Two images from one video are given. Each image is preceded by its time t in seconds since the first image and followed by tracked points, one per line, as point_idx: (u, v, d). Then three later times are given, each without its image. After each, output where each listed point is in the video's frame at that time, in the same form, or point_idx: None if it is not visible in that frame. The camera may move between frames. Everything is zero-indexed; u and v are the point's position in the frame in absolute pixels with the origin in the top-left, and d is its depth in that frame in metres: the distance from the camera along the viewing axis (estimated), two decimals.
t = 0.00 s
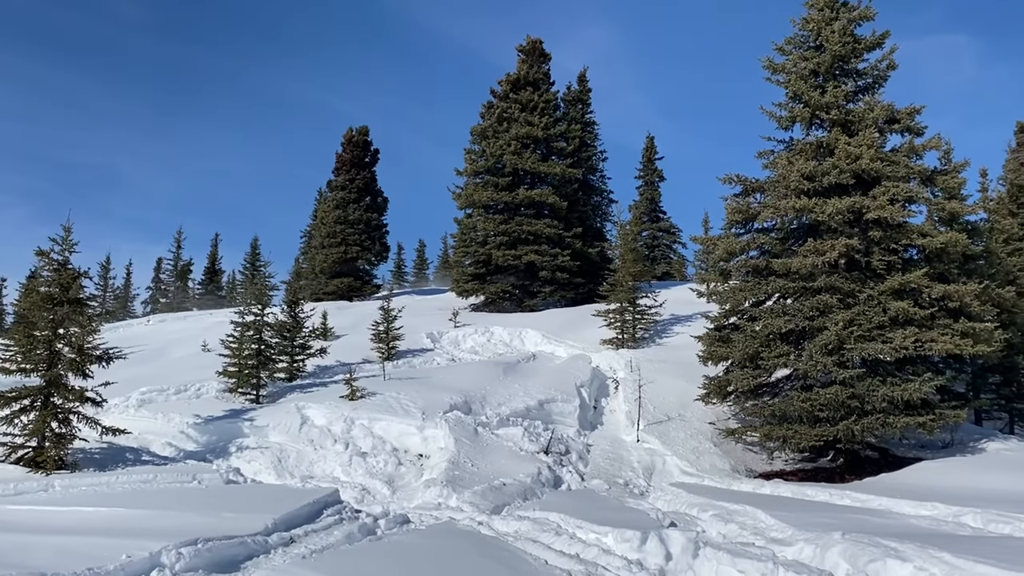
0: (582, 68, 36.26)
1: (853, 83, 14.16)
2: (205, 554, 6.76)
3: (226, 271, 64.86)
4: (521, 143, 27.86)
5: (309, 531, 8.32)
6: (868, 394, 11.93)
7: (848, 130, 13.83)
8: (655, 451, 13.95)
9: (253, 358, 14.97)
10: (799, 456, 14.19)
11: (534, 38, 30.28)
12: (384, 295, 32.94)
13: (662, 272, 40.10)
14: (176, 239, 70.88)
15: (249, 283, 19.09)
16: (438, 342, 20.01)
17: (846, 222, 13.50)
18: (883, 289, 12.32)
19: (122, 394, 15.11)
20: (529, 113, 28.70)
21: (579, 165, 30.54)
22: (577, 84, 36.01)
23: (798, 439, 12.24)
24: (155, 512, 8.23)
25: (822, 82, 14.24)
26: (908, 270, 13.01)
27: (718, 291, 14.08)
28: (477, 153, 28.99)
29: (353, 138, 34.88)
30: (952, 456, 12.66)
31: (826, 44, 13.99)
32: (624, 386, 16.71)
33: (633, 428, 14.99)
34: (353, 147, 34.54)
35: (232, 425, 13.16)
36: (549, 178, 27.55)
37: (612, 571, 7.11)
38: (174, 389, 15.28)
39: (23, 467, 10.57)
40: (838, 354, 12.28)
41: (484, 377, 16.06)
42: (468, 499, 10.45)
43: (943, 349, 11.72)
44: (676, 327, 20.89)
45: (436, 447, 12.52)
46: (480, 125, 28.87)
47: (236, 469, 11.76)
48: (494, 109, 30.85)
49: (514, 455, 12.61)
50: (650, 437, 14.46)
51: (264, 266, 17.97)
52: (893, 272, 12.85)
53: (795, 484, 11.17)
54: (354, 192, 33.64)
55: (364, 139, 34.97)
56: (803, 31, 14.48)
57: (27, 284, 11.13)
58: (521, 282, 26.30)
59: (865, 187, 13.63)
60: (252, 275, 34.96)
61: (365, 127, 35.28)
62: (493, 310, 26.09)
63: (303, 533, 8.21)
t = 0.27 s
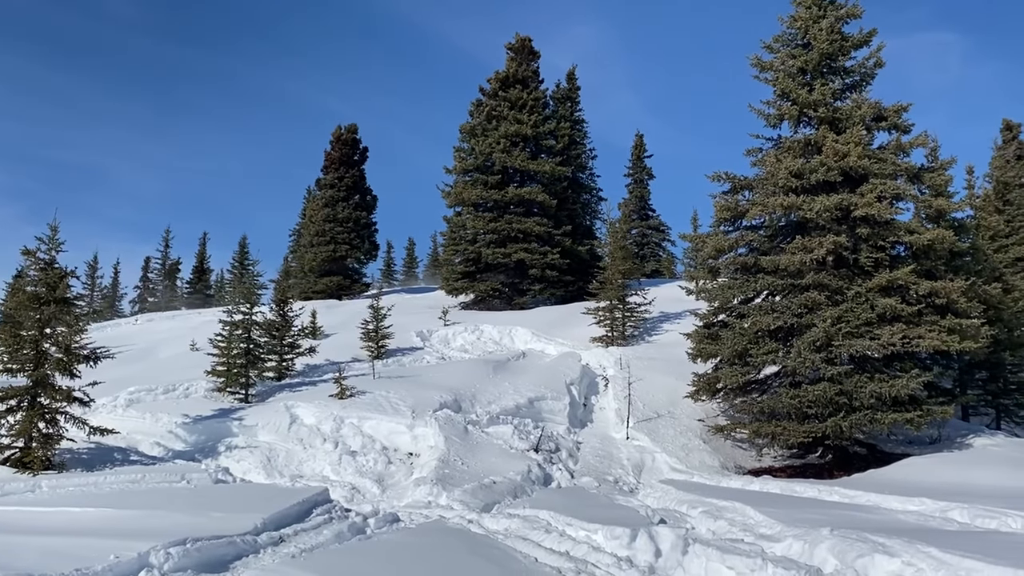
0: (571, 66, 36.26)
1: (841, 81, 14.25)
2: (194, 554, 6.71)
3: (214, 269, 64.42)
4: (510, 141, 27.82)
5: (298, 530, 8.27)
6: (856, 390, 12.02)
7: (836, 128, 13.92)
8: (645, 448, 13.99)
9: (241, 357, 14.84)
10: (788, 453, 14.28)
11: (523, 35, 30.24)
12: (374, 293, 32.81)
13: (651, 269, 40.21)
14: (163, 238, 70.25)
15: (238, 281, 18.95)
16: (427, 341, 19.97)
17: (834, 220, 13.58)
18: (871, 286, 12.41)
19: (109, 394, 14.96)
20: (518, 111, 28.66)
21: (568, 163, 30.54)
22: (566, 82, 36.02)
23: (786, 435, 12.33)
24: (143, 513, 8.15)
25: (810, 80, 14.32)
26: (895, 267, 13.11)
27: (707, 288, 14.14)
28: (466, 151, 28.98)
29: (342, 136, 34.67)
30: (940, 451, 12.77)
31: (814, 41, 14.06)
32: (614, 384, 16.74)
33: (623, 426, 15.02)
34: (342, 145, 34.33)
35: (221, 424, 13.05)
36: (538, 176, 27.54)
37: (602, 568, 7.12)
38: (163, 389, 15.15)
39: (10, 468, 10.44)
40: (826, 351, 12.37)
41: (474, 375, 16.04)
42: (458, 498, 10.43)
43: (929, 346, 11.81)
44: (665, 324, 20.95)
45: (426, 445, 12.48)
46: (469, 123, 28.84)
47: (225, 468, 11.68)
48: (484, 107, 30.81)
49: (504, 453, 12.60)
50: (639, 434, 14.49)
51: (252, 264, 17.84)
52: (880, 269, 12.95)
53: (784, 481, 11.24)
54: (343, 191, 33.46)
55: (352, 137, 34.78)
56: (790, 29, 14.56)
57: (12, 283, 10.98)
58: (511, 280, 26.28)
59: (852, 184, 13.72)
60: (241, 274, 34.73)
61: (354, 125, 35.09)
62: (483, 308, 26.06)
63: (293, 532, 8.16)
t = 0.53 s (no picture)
0: (562, 63, 36.24)
1: (830, 77, 14.32)
2: (184, 552, 6.67)
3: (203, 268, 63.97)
4: (501, 138, 27.78)
5: (289, 528, 8.23)
6: (846, 386, 12.10)
7: (826, 124, 13.99)
8: (636, 445, 14.03)
9: (232, 355, 14.74)
10: (779, 448, 14.36)
11: (513, 32, 30.19)
12: (364, 291, 32.70)
13: (642, 266, 40.32)
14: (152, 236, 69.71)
15: (227, 279, 18.82)
16: (418, 338, 19.93)
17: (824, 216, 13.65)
18: (860, 282, 12.49)
19: (98, 393, 14.83)
20: (508, 108, 28.61)
21: (558, 160, 30.55)
22: (556, 79, 36.00)
23: (777, 431, 12.40)
24: (133, 512, 8.09)
25: (799, 77, 14.39)
26: (885, 263, 13.20)
27: (698, 285, 14.19)
28: (457, 148, 28.94)
29: (332, 133, 34.47)
30: (929, 446, 12.88)
31: (803, 38, 14.13)
32: (605, 380, 16.77)
33: (614, 422, 15.05)
34: (332, 142, 34.14)
35: (211, 422, 12.96)
36: (529, 173, 27.52)
37: (594, 564, 7.13)
38: (152, 387, 15.03)
39: None
40: (816, 346, 12.45)
41: (465, 373, 16.02)
42: (450, 495, 10.42)
43: (919, 341, 11.90)
44: (656, 321, 21.01)
45: (418, 443, 12.46)
46: (459, 120, 28.77)
47: (216, 467, 11.61)
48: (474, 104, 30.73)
49: (495, 450, 12.59)
50: (631, 431, 14.53)
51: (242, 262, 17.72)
52: (870, 265, 13.03)
53: (774, 476, 11.30)
54: (333, 188, 33.29)
55: (342, 134, 34.59)
56: (780, 25, 14.61)
57: None
58: (501, 277, 26.26)
59: (842, 181, 13.80)
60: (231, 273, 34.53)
61: (344, 122, 34.89)
62: (474, 305, 26.03)
63: (284, 530, 8.13)
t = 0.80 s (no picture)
0: (553, 60, 36.19)
1: (821, 73, 14.37)
2: (176, 551, 6.63)
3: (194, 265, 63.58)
4: (493, 135, 27.72)
5: (282, 526, 8.21)
6: (837, 381, 12.17)
7: (816, 120, 14.05)
8: (629, 441, 14.06)
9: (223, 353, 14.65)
10: (770, 444, 14.44)
11: (504, 29, 30.11)
12: (356, 288, 32.59)
13: (634, 263, 40.39)
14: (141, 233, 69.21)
15: (219, 277, 18.71)
16: (410, 335, 19.88)
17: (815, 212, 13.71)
18: (851, 278, 12.56)
19: (89, 391, 14.72)
20: (500, 104, 28.54)
21: (550, 157, 30.53)
22: (547, 75, 35.95)
23: (769, 426, 12.46)
24: (124, 510, 8.04)
25: (790, 73, 14.43)
26: (876, 259, 13.27)
27: (690, 281, 14.23)
28: (448, 145, 28.87)
29: (323, 130, 34.28)
30: (920, 441, 12.97)
31: (794, 34, 14.17)
32: (597, 377, 16.80)
33: (606, 419, 15.08)
34: (323, 139, 33.95)
35: (203, 421, 12.89)
36: (520, 170, 27.48)
37: (586, 560, 7.15)
38: (144, 386, 14.92)
39: None
40: (807, 342, 12.51)
41: (458, 370, 16.01)
42: (442, 492, 10.41)
43: (910, 336, 11.98)
44: (648, 317, 21.06)
45: (410, 440, 12.44)
46: (451, 116, 28.70)
47: (208, 465, 11.55)
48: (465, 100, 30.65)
49: (488, 447, 12.58)
50: (623, 427, 14.56)
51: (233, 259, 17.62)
52: (861, 261, 13.10)
53: (766, 471, 11.36)
54: (324, 185, 33.13)
55: (333, 131, 34.41)
56: (771, 21, 14.64)
57: None
58: (493, 274, 26.23)
59: (833, 176, 13.86)
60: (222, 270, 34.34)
61: (335, 119, 34.71)
62: (466, 302, 26.00)
63: (276, 528, 8.10)
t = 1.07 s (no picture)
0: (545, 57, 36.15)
1: (812, 70, 14.42)
2: (168, 550, 6.60)
3: (184, 264, 63.19)
4: (485, 132, 27.68)
5: (274, 524, 8.17)
6: (829, 377, 12.23)
7: (808, 117, 14.10)
8: (621, 437, 14.10)
9: (215, 351, 14.58)
10: (762, 440, 14.52)
11: (496, 26, 30.05)
12: (348, 286, 32.49)
13: (626, 260, 40.45)
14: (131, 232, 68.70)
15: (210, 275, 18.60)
16: (403, 333, 19.84)
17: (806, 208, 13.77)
18: (843, 274, 12.63)
19: (80, 390, 14.62)
20: (492, 102, 28.48)
21: (542, 154, 30.51)
22: (539, 72, 35.90)
23: (761, 422, 12.53)
24: (115, 510, 7.99)
25: (781, 70, 14.47)
26: (867, 255, 13.34)
27: (682, 278, 14.27)
28: (441, 142, 28.81)
29: (314, 127, 34.12)
30: (911, 436, 13.06)
31: (786, 31, 14.21)
32: (590, 373, 16.83)
33: (599, 415, 15.11)
34: (314, 137, 33.80)
35: (195, 419, 12.82)
36: (513, 167, 27.45)
37: (579, 557, 7.15)
38: (135, 384, 14.83)
39: None
40: (799, 338, 12.58)
41: (450, 367, 15.98)
42: (436, 489, 10.40)
43: (900, 332, 12.05)
44: (640, 314, 21.10)
45: (403, 438, 12.41)
46: (443, 114, 28.63)
47: (200, 464, 11.50)
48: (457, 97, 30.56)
49: (481, 444, 12.58)
50: (616, 424, 14.59)
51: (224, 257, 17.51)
52: (852, 257, 13.17)
53: (758, 467, 11.41)
54: (316, 183, 32.98)
55: (325, 128, 34.25)
56: (762, 18, 14.68)
57: None
58: (486, 272, 26.21)
59: (824, 173, 13.92)
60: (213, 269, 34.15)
61: (326, 116, 34.55)
62: (459, 300, 25.97)
63: (268, 526, 8.06)
